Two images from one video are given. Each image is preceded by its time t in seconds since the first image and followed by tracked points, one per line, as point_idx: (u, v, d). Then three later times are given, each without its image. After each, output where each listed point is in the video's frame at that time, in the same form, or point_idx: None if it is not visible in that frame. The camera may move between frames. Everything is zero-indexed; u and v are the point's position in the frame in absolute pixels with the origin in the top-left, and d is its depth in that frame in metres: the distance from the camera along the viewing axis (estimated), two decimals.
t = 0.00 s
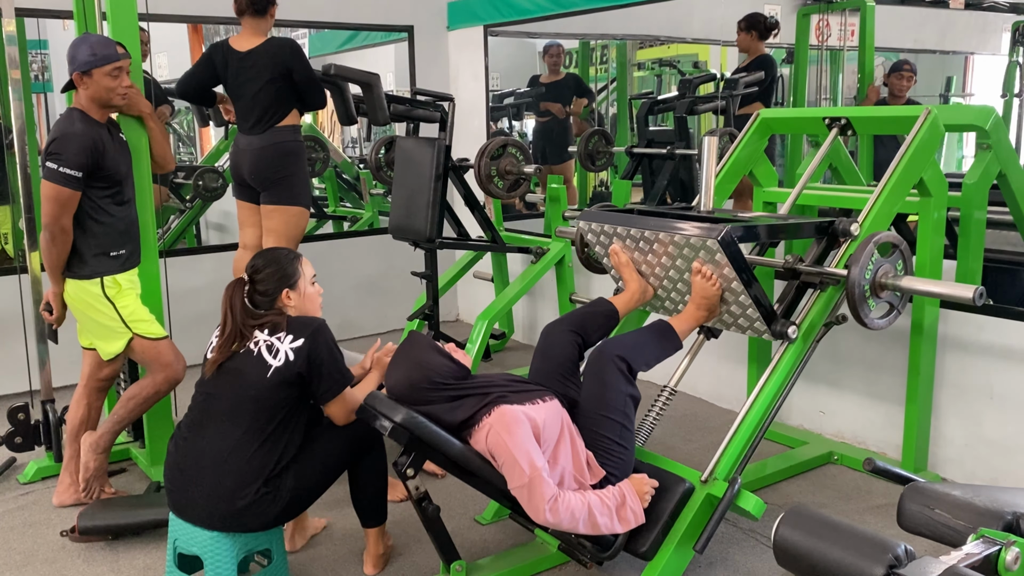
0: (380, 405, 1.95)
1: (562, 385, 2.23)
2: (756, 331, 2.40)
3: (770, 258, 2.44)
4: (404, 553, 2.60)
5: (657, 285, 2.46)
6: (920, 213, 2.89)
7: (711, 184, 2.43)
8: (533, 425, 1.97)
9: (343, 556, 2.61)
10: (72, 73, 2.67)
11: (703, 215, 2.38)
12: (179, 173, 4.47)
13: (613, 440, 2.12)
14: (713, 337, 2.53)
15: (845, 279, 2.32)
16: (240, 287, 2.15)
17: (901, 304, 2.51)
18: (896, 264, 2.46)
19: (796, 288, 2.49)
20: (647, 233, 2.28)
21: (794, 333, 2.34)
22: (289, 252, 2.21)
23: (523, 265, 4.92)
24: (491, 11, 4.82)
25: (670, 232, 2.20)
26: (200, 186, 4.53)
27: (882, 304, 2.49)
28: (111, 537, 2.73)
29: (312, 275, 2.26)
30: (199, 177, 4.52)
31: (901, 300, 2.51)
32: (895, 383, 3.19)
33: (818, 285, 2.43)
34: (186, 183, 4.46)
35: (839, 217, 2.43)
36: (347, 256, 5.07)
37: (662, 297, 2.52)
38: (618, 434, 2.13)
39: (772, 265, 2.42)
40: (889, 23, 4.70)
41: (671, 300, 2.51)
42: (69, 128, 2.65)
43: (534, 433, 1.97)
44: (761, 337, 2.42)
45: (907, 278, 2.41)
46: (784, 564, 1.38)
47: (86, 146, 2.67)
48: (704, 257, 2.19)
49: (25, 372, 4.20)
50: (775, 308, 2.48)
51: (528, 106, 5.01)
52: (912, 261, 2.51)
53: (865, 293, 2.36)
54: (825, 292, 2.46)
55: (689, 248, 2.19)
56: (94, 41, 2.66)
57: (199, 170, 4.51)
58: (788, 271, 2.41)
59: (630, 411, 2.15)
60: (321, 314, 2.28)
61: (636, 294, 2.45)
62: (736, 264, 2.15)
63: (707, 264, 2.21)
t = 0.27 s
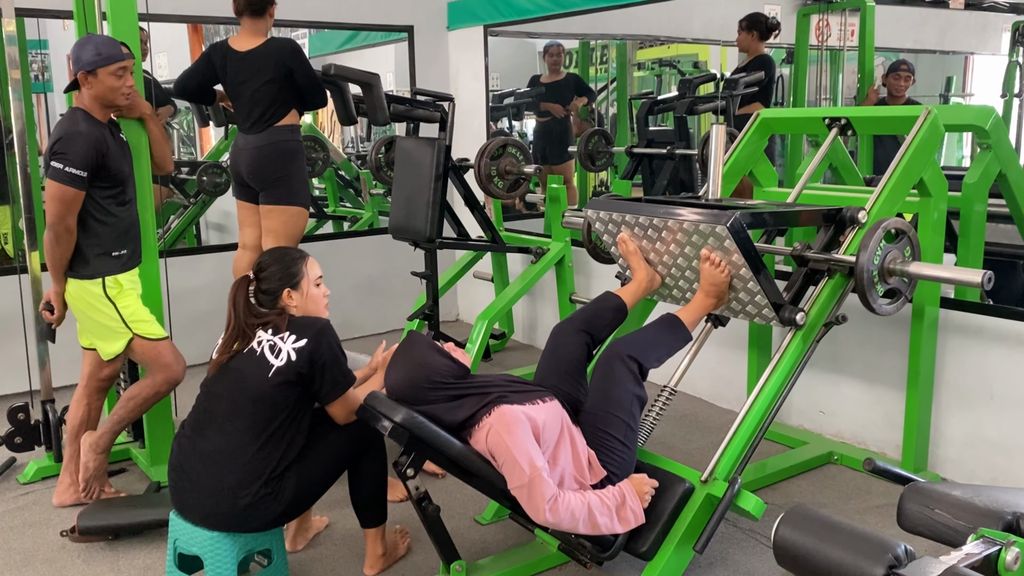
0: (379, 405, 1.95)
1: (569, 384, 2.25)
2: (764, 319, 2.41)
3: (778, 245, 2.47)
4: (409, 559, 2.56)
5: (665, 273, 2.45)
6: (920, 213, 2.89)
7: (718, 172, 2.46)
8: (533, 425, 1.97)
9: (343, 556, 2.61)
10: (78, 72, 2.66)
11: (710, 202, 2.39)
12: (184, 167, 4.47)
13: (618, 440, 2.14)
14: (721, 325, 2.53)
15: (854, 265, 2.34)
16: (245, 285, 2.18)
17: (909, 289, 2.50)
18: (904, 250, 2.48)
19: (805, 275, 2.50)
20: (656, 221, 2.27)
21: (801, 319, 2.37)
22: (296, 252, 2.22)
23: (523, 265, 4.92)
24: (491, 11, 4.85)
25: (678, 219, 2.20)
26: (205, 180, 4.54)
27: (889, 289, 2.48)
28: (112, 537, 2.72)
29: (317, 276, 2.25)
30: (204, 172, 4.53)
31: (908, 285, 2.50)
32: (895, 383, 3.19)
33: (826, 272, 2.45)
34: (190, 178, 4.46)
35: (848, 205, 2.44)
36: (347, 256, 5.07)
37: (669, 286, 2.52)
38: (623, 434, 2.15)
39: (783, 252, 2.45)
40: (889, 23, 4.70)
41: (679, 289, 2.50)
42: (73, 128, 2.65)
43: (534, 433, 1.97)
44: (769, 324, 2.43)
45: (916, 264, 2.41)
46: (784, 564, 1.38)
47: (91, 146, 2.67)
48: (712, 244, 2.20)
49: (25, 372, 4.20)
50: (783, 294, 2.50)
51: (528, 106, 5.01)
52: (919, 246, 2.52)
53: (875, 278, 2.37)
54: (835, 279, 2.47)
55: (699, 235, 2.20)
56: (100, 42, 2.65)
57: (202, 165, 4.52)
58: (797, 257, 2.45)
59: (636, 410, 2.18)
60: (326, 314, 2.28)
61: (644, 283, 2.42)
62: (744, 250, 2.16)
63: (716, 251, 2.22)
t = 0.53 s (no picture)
0: (380, 405, 1.95)
1: (577, 386, 2.26)
2: (772, 308, 2.41)
3: (785, 235, 2.46)
4: (414, 561, 2.54)
5: (672, 262, 2.47)
6: (920, 212, 2.89)
7: (725, 162, 2.50)
8: (533, 425, 1.97)
9: (343, 556, 2.61)
10: (79, 72, 2.66)
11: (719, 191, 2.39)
12: (188, 162, 4.46)
13: (623, 439, 2.15)
14: (728, 314, 2.53)
15: (860, 253, 2.35)
16: (254, 284, 2.19)
17: (916, 275, 2.51)
18: (911, 238, 2.49)
19: (812, 264, 2.50)
20: (665, 210, 2.28)
21: (809, 308, 2.37)
22: (306, 253, 2.22)
23: (523, 265, 4.93)
24: (491, 11, 4.85)
25: (685, 207, 2.21)
26: (209, 176, 4.55)
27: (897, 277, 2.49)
28: (112, 537, 2.73)
29: (326, 277, 2.24)
30: (207, 168, 4.53)
31: (917, 272, 2.51)
32: (895, 383, 3.19)
33: (834, 260, 2.45)
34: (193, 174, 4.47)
35: (855, 194, 2.45)
36: (347, 256, 5.07)
37: (677, 276, 2.54)
38: (629, 435, 2.16)
39: (789, 242, 2.43)
40: (889, 23, 4.70)
41: (686, 279, 2.52)
42: (75, 127, 2.65)
43: (534, 433, 1.97)
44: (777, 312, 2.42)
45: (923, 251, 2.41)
46: (784, 565, 1.38)
47: (93, 146, 2.67)
48: (720, 232, 2.20)
49: (25, 372, 4.20)
50: (792, 282, 2.48)
51: (528, 107, 5.01)
52: (926, 233, 2.53)
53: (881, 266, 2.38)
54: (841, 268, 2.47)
55: (707, 223, 2.20)
56: (101, 42, 2.65)
57: (205, 161, 4.52)
58: (804, 246, 2.43)
59: (643, 412, 2.19)
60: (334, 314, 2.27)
61: (651, 273, 2.45)
62: (753, 238, 2.16)
63: (724, 239, 2.22)
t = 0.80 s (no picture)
0: (380, 405, 1.95)
1: (577, 382, 2.26)
2: (773, 305, 2.42)
3: (786, 233, 2.45)
4: (414, 561, 2.54)
5: (674, 260, 2.48)
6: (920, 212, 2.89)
7: (726, 161, 2.52)
8: (533, 425, 1.97)
9: (343, 556, 2.61)
10: (77, 72, 2.66)
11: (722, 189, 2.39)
12: (188, 161, 4.46)
13: (623, 438, 2.15)
14: (730, 312, 2.54)
15: (863, 250, 2.34)
16: (254, 283, 2.20)
17: (917, 272, 2.51)
18: (912, 235, 2.48)
19: (813, 262, 2.47)
20: (667, 208, 2.28)
21: (809, 305, 2.39)
22: (306, 252, 2.21)
23: (523, 265, 4.93)
24: (491, 11, 4.83)
25: (687, 205, 2.21)
26: (210, 175, 4.56)
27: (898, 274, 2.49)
28: (112, 537, 2.73)
29: (325, 278, 2.23)
30: (208, 167, 4.54)
31: (917, 268, 2.51)
32: (895, 383, 3.19)
33: (835, 259, 2.44)
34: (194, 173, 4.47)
35: (856, 192, 2.46)
36: (347, 256, 5.07)
37: (678, 273, 2.54)
38: (629, 435, 2.16)
39: (790, 238, 2.44)
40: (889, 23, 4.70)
41: (688, 276, 2.53)
42: (72, 127, 2.65)
43: (534, 433, 1.97)
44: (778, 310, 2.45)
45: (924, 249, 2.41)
46: (784, 565, 1.38)
47: (91, 145, 2.67)
48: (722, 230, 2.20)
49: (25, 372, 4.20)
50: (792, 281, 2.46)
51: (528, 107, 5.00)
52: (928, 230, 2.54)
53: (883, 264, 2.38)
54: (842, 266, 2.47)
55: (709, 221, 2.20)
56: (101, 42, 2.65)
57: (206, 161, 4.53)
58: (805, 243, 2.43)
59: (643, 414, 2.18)
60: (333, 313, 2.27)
61: (653, 272, 2.46)
62: (754, 236, 2.16)
63: (726, 237, 2.22)
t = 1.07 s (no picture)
0: (380, 405, 1.95)
1: (572, 381, 2.25)
2: (770, 311, 2.40)
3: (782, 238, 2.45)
4: (414, 561, 2.54)
5: (670, 266, 2.47)
6: (920, 212, 2.89)
7: (723, 164, 2.50)
8: (533, 425, 1.97)
9: (343, 556, 2.60)
10: (81, 73, 2.67)
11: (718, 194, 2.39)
12: (186, 164, 4.47)
13: (620, 438, 2.14)
14: (727, 318, 2.51)
15: (859, 256, 2.33)
16: (254, 284, 2.19)
17: (913, 279, 2.49)
18: (909, 241, 2.48)
19: (810, 267, 2.49)
20: (662, 214, 2.28)
21: (806, 311, 2.36)
22: (305, 252, 2.22)
23: (523, 265, 4.93)
24: (491, 11, 4.82)
25: (683, 211, 2.21)
26: (207, 177, 4.56)
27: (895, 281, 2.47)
28: (112, 537, 2.72)
29: (325, 277, 2.25)
30: (206, 169, 4.53)
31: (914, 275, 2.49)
32: (895, 383, 3.19)
33: (831, 264, 2.45)
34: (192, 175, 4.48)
35: (851, 198, 2.44)
36: (347, 256, 5.07)
37: (674, 280, 2.53)
38: (626, 435, 2.16)
39: (788, 243, 2.43)
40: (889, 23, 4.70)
41: (684, 283, 2.51)
42: (73, 129, 2.65)
43: (534, 433, 1.97)
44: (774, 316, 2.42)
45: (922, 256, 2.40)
46: (784, 565, 1.38)
47: (90, 147, 2.67)
48: (718, 236, 2.20)
49: (25, 372, 4.20)
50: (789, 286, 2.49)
51: (528, 107, 5.00)
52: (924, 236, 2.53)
53: (880, 269, 2.37)
54: (839, 271, 2.47)
55: (705, 227, 2.20)
56: (105, 43, 2.66)
57: (204, 162, 4.52)
58: (802, 249, 2.41)
59: (639, 412, 2.19)
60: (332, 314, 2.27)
61: (648, 277, 2.45)
62: (750, 242, 2.15)
63: (722, 243, 2.21)
